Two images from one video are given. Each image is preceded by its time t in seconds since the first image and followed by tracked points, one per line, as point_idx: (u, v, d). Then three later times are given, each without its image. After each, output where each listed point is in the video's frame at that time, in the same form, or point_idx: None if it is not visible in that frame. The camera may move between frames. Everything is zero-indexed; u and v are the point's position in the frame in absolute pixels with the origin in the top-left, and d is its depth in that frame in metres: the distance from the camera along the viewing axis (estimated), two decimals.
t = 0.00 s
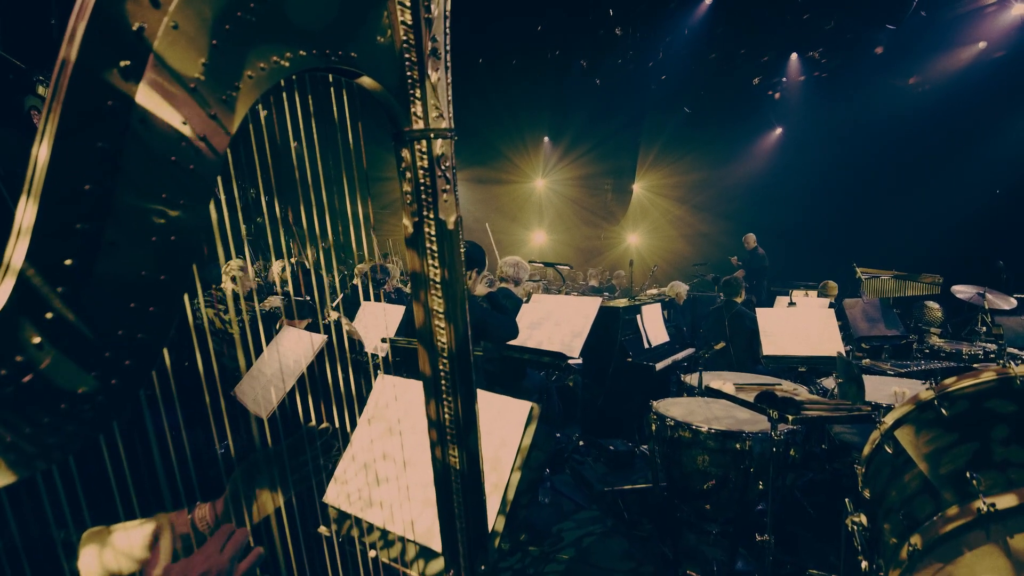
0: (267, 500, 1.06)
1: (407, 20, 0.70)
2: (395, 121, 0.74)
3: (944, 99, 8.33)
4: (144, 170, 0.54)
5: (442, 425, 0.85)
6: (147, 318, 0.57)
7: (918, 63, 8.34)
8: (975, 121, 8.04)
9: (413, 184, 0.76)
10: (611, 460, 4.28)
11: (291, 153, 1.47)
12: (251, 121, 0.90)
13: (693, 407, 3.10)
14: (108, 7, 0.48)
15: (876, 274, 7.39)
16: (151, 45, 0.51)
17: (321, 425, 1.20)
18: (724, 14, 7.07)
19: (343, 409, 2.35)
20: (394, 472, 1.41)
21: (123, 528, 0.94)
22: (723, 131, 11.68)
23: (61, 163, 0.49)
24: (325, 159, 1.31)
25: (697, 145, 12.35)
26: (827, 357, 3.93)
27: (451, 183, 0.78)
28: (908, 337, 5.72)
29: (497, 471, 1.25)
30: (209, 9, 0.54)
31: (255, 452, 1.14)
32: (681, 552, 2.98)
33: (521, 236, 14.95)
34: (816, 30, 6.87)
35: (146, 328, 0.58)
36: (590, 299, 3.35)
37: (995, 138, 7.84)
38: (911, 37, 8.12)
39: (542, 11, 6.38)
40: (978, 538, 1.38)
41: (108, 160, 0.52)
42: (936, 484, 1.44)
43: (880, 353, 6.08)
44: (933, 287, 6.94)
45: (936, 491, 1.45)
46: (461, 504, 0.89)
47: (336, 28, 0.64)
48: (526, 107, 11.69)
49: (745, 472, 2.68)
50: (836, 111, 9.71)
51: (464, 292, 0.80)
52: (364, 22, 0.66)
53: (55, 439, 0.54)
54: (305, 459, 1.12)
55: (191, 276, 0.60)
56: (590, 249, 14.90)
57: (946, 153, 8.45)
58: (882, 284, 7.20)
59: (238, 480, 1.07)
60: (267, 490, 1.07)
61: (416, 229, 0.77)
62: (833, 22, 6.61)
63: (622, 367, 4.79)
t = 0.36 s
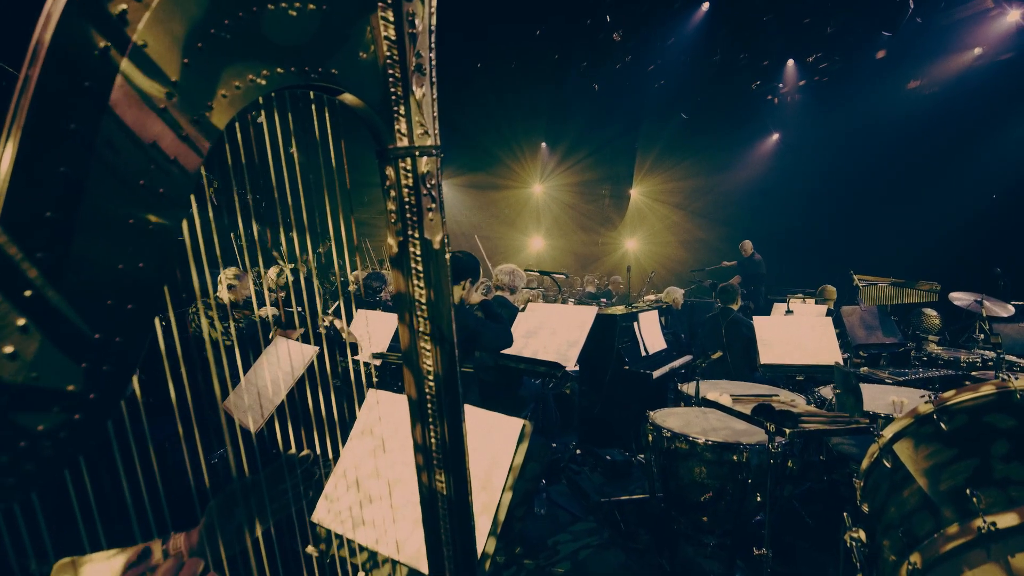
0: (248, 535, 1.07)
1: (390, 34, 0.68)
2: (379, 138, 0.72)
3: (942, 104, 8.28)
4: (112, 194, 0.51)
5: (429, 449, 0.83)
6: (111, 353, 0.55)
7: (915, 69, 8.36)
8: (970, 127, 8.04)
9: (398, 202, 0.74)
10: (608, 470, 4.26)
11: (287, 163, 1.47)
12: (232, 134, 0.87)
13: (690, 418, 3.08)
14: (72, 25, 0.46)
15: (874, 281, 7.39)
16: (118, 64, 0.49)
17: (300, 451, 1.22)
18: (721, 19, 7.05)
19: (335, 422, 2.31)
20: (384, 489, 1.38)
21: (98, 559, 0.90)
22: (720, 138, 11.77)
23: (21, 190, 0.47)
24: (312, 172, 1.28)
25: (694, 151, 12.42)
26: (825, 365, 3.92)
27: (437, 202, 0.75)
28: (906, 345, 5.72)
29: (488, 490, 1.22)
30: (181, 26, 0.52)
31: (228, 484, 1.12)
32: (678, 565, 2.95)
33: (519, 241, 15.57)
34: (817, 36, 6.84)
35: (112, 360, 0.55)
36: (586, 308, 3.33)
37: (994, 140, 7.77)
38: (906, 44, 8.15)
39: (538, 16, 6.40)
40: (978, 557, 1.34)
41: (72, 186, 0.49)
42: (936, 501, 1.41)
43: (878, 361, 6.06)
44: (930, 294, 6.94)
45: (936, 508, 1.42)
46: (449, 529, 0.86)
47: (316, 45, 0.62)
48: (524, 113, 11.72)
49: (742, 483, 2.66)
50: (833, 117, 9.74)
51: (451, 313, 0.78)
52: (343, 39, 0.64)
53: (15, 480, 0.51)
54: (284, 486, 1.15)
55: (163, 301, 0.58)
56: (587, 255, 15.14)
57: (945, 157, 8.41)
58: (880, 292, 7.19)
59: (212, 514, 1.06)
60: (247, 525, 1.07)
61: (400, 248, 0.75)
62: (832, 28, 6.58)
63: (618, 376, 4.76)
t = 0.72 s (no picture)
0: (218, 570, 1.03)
1: (372, 49, 0.65)
2: (361, 155, 0.70)
3: (941, 107, 8.23)
4: (73, 220, 0.49)
5: (413, 475, 0.80)
6: (73, 386, 0.52)
7: (911, 74, 8.34)
8: (968, 131, 8.02)
9: (380, 221, 0.72)
10: (605, 480, 4.22)
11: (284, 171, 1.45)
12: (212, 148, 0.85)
13: (687, 429, 3.05)
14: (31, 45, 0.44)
15: (872, 288, 7.38)
16: (81, 84, 0.47)
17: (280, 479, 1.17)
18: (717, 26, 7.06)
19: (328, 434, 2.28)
20: (372, 508, 1.35)
21: None
22: (718, 143, 11.84)
23: None
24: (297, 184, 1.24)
25: (693, 156, 12.48)
26: (823, 374, 3.90)
27: (421, 221, 0.73)
28: (904, 352, 5.71)
29: (479, 510, 1.20)
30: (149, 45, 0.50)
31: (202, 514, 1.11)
32: None
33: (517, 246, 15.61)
34: (816, 41, 6.82)
35: (73, 395, 0.52)
36: (582, 317, 3.31)
37: (994, 141, 7.70)
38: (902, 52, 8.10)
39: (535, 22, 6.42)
40: None
41: (31, 213, 0.47)
42: (936, 519, 1.38)
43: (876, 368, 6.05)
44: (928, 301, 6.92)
45: (936, 525, 1.39)
46: (435, 558, 0.82)
47: (293, 61, 0.60)
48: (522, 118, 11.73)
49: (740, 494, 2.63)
50: (831, 122, 9.81)
51: (435, 334, 0.75)
52: (320, 54, 0.61)
53: None
54: (260, 519, 1.11)
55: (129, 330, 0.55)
56: (586, 260, 14.82)
57: (943, 161, 8.39)
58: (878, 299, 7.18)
59: (185, 546, 1.04)
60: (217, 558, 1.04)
61: (384, 268, 0.73)
62: (834, 32, 6.53)
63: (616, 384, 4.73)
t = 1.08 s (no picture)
0: None
1: (354, 66, 0.63)
2: (342, 174, 0.67)
3: (944, 109, 8.22)
4: (32, 249, 0.47)
5: (398, 504, 0.77)
6: (35, 425, 0.50)
7: (907, 81, 8.21)
8: (968, 135, 8.03)
9: (362, 243, 0.69)
10: (603, 491, 4.19)
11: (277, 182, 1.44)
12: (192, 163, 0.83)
13: (684, 440, 3.02)
14: None
15: (870, 296, 7.37)
16: (46, 106, 0.47)
17: (257, 513, 1.16)
18: (714, 33, 7.08)
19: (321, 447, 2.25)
20: (361, 529, 1.31)
21: None
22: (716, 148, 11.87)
23: None
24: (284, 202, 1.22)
25: (691, 162, 12.50)
26: (822, 383, 3.87)
27: (405, 244, 0.70)
28: (902, 360, 5.70)
29: (469, 532, 1.17)
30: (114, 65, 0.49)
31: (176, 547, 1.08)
32: None
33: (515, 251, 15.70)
34: (818, 46, 6.77)
35: (33, 433, 0.50)
36: (579, 326, 3.28)
37: (995, 142, 7.72)
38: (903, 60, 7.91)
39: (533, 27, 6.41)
40: None
41: None
42: (937, 537, 1.35)
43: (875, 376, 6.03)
44: (926, 309, 6.91)
45: (937, 545, 1.36)
46: None
47: (270, 77, 0.58)
48: (519, 125, 11.75)
49: (738, 507, 2.60)
50: (830, 128, 9.83)
51: (419, 358, 0.73)
52: (297, 72, 0.59)
53: None
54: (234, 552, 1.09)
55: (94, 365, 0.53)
56: (583, 267, 15.08)
57: (943, 162, 8.40)
58: (876, 306, 7.16)
59: None
60: None
61: (366, 290, 0.70)
62: (837, 37, 6.47)
63: (613, 393, 4.70)
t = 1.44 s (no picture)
0: None
1: (335, 87, 0.62)
2: (325, 197, 0.66)
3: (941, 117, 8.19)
4: None
5: (383, 537, 0.75)
6: None
7: (906, 88, 8.20)
8: (967, 142, 8.02)
9: (345, 269, 0.67)
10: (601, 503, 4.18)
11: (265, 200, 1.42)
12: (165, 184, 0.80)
13: (683, 454, 2.99)
14: None
15: (870, 305, 7.35)
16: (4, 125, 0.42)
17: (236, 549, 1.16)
18: (711, 43, 7.09)
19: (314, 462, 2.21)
20: (352, 553, 1.28)
21: None
22: (714, 156, 11.89)
23: None
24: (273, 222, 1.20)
25: (690, 169, 12.54)
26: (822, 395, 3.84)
27: (389, 270, 0.68)
28: (903, 370, 5.68)
29: (460, 558, 1.15)
30: (84, 83, 0.45)
31: None
32: None
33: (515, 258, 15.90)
34: (820, 52, 6.73)
35: None
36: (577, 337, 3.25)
37: (995, 150, 7.70)
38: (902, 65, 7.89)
39: (531, 34, 6.40)
40: None
41: None
42: (939, 559, 1.30)
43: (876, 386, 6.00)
44: (926, 318, 6.88)
45: (939, 567, 1.30)
46: None
47: (246, 99, 0.55)
48: (518, 133, 11.79)
49: (738, 523, 2.55)
50: (827, 136, 9.82)
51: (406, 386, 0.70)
52: (276, 95, 0.57)
53: None
54: None
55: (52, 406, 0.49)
56: (583, 274, 15.26)
57: (941, 169, 8.40)
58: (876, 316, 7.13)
59: None
60: None
61: (349, 318, 0.68)
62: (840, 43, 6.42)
63: (612, 403, 4.66)
